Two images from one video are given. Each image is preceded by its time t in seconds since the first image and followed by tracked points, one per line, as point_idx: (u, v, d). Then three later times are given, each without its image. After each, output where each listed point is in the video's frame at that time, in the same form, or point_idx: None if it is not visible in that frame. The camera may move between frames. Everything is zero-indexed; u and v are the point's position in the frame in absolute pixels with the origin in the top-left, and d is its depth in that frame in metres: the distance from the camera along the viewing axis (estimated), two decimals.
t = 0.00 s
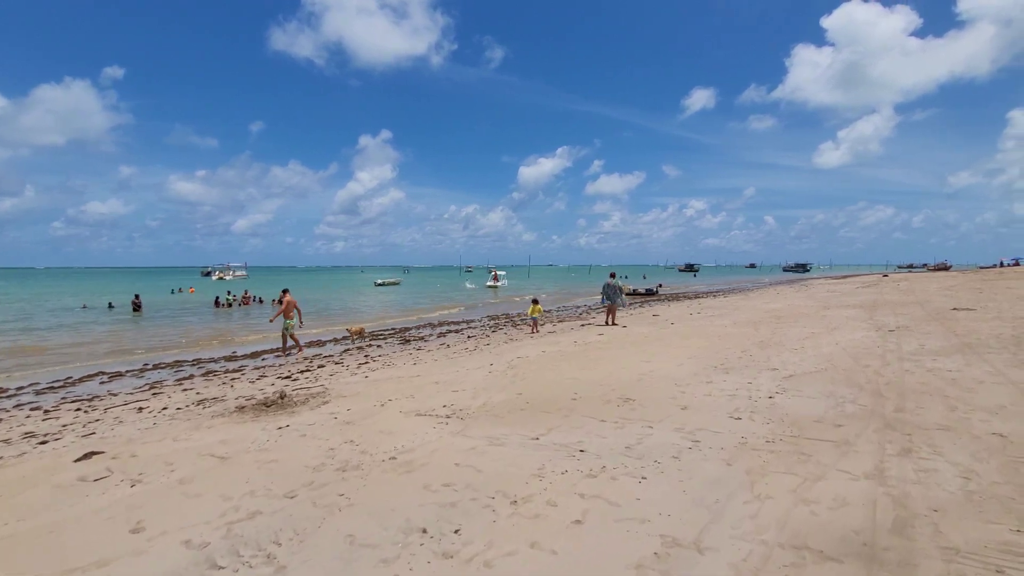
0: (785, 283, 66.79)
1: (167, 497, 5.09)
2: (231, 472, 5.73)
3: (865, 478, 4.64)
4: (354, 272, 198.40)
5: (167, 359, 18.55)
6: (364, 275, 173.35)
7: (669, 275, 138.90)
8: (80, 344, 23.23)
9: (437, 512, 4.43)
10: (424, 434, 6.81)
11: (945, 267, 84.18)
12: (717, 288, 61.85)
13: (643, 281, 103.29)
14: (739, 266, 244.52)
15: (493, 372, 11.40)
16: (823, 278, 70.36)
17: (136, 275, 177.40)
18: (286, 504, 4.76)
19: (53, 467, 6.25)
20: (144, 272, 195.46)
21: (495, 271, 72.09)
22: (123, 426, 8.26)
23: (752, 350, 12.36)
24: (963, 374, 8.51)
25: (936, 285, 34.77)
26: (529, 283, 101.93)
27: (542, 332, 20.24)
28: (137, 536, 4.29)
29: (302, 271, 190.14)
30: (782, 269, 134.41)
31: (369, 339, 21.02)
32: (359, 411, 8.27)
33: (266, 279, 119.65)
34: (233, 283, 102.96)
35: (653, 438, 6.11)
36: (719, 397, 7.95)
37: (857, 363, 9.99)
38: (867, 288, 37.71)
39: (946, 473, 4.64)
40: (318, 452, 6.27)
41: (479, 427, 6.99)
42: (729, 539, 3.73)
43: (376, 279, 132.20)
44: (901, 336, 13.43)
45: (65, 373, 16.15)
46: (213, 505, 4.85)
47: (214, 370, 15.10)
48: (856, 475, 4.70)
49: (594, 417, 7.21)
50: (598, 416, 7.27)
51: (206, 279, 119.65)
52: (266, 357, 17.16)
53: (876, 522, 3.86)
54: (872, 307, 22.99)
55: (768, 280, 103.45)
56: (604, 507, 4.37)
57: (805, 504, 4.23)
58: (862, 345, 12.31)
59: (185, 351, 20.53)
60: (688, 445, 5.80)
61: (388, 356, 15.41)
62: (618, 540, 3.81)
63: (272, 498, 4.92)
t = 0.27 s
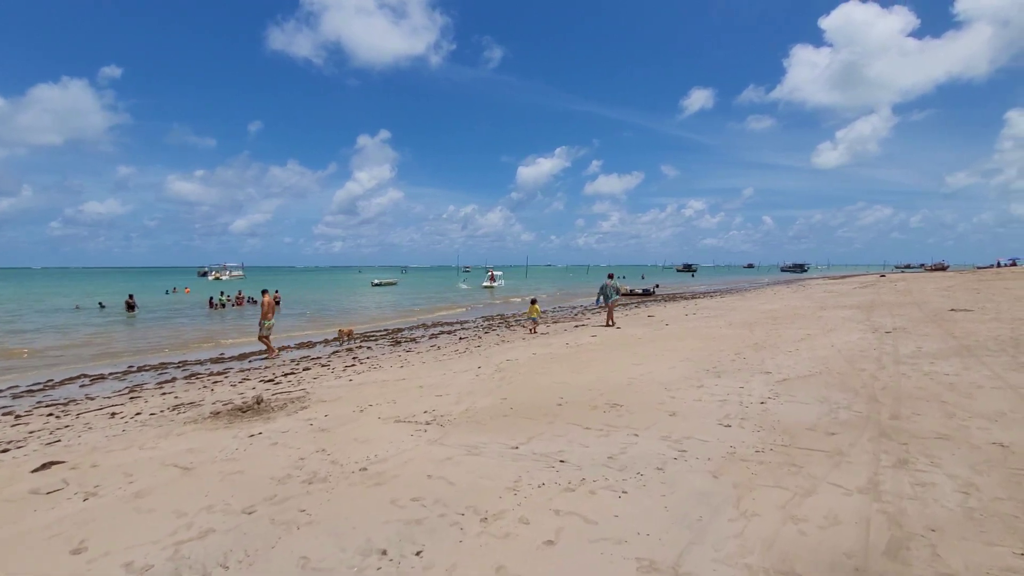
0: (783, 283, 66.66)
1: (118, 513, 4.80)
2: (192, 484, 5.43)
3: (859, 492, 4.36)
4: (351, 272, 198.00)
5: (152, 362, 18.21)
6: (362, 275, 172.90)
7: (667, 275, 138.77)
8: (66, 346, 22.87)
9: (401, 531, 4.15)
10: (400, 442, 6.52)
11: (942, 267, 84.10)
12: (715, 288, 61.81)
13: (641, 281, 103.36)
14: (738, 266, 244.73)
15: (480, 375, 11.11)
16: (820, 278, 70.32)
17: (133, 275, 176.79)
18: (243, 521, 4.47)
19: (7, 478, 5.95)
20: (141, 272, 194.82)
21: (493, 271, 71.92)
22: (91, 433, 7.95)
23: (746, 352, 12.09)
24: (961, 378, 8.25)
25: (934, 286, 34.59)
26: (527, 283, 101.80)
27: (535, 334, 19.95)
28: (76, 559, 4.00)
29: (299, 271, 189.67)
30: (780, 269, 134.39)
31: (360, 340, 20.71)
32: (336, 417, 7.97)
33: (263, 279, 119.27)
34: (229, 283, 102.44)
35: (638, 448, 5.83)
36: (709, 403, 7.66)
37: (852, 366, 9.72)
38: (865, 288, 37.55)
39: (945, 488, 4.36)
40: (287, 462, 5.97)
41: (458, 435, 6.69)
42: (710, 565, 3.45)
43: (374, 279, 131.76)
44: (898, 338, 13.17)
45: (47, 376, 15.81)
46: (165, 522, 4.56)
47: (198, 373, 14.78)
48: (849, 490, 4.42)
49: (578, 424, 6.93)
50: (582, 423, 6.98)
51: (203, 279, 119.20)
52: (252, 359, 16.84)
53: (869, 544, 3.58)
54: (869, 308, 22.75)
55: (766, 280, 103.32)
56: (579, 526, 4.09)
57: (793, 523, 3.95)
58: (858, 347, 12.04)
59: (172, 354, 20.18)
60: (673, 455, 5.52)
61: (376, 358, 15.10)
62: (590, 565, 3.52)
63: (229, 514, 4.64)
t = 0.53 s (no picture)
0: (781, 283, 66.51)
1: (60, 531, 4.48)
2: (146, 498, 5.10)
3: (854, 510, 4.06)
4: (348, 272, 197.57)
5: (135, 364, 17.81)
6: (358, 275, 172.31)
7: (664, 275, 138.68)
8: (50, 348, 22.44)
9: (358, 554, 3.84)
10: (374, 451, 6.18)
11: (939, 267, 84.13)
12: (712, 288, 61.99)
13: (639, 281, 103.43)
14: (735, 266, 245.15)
15: (466, 379, 10.78)
16: (817, 278, 70.37)
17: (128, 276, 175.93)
18: (191, 542, 4.15)
19: None
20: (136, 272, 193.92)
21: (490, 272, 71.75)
22: (54, 441, 7.60)
23: (739, 355, 11.79)
24: (960, 382, 7.97)
25: (931, 286, 34.41)
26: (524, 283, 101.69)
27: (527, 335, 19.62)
28: None
29: (295, 271, 189.11)
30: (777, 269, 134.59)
31: (349, 342, 20.36)
32: (311, 424, 7.63)
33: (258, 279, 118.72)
34: (224, 284, 102.31)
35: (622, 458, 5.51)
36: (699, 409, 7.36)
37: (848, 369, 9.43)
38: (861, 288, 37.44)
39: (946, 504, 4.06)
40: (250, 474, 5.64)
41: (435, 443, 6.37)
42: None
43: (370, 279, 131.23)
44: (895, 339, 12.89)
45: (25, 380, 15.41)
46: (109, 543, 4.24)
47: (180, 375, 14.40)
48: (844, 507, 4.11)
49: (562, 432, 6.61)
50: (566, 430, 6.66)
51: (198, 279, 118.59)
52: (237, 361, 16.49)
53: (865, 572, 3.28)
54: (865, 308, 22.49)
55: (763, 280, 103.26)
56: (552, 548, 3.77)
57: (783, 545, 3.65)
58: (854, 349, 11.76)
59: (157, 356, 19.78)
60: (658, 467, 5.20)
61: (363, 361, 14.75)
62: None
63: (178, 534, 4.32)
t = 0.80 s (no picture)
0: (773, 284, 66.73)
1: None
2: (88, 519, 4.76)
3: (841, 531, 3.80)
4: (340, 272, 196.36)
5: (111, 368, 17.31)
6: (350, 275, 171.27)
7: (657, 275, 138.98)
8: (26, 351, 21.83)
9: None
10: (340, 464, 5.87)
11: (928, 267, 84.83)
12: (704, 288, 62.09)
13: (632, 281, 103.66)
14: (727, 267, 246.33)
15: (447, 384, 10.46)
16: (808, 278, 70.68)
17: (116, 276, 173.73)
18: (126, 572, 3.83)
19: None
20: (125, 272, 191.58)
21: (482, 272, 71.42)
22: (6, 454, 7.20)
23: (727, 358, 11.56)
24: (951, 388, 7.76)
25: (921, 286, 34.50)
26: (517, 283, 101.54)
27: (515, 337, 19.32)
28: None
29: (287, 271, 187.65)
30: (769, 270, 135.27)
31: (334, 344, 19.95)
32: (279, 434, 7.30)
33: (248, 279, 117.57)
34: (213, 284, 101.20)
35: (599, 472, 5.23)
36: (683, 417, 7.09)
37: (837, 374, 9.22)
38: (851, 288, 37.52)
39: (938, 525, 3.81)
40: (205, 491, 5.30)
41: (405, 455, 6.06)
42: None
43: (362, 279, 130.53)
44: (884, 342, 12.72)
45: None
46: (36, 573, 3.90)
47: (154, 380, 13.97)
48: (830, 528, 3.86)
49: (540, 442, 6.32)
50: (544, 441, 6.37)
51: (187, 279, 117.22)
52: (217, 365, 16.08)
53: None
54: (856, 309, 22.41)
55: (754, 280, 103.70)
56: None
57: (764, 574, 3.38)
58: (843, 352, 11.57)
59: (134, 359, 19.26)
60: (636, 482, 4.93)
61: (344, 364, 14.39)
62: None
63: (115, 562, 3.99)
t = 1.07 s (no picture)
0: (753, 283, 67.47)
1: None
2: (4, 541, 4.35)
3: (811, 545, 3.60)
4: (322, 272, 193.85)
5: (70, 372, 16.57)
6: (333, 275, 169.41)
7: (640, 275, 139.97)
8: None
9: None
10: (292, 475, 5.51)
11: (902, 267, 86.79)
12: (686, 288, 62.67)
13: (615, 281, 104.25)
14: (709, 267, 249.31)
15: (417, 386, 10.12)
16: (786, 278, 71.75)
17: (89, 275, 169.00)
18: None
19: None
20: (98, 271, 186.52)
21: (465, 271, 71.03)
22: None
23: (704, 358, 11.43)
24: (924, 388, 7.69)
25: (895, 286, 35.17)
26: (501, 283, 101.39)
27: (493, 337, 19.03)
28: None
29: (267, 271, 184.63)
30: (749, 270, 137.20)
31: (307, 346, 19.42)
32: (233, 442, 6.90)
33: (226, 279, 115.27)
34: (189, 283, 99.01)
35: (564, 481, 4.98)
36: (655, 421, 6.87)
37: (812, 374, 9.12)
38: (828, 288, 38.09)
39: (911, 536, 3.63)
40: (141, 507, 4.92)
41: (362, 464, 5.73)
42: None
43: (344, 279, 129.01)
44: (859, 341, 12.73)
45: None
46: None
47: (114, 384, 13.36)
48: (799, 541, 3.66)
49: (506, 448, 6.04)
50: (510, 447, 6.10)
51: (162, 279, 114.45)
52: (181, 369, 15.46)
53: None
54: (832, 308, 22.63)
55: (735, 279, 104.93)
56: None
57: None
58: (818, 352, 11.52)
59: (97, 363, 18.50)
60: (600, 492, 4.68)
61: (314, 367, 13.92)
62: None
63: None
